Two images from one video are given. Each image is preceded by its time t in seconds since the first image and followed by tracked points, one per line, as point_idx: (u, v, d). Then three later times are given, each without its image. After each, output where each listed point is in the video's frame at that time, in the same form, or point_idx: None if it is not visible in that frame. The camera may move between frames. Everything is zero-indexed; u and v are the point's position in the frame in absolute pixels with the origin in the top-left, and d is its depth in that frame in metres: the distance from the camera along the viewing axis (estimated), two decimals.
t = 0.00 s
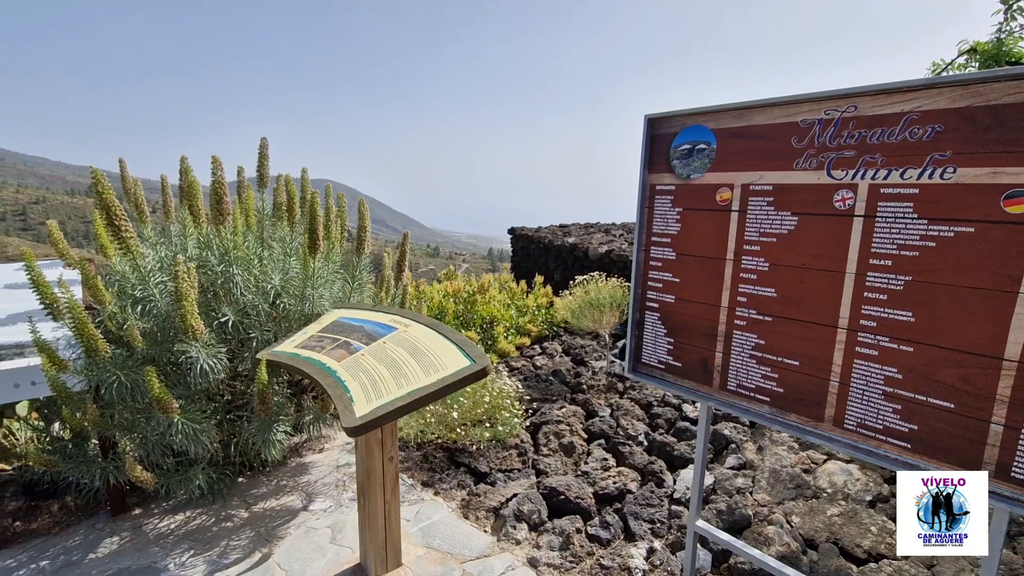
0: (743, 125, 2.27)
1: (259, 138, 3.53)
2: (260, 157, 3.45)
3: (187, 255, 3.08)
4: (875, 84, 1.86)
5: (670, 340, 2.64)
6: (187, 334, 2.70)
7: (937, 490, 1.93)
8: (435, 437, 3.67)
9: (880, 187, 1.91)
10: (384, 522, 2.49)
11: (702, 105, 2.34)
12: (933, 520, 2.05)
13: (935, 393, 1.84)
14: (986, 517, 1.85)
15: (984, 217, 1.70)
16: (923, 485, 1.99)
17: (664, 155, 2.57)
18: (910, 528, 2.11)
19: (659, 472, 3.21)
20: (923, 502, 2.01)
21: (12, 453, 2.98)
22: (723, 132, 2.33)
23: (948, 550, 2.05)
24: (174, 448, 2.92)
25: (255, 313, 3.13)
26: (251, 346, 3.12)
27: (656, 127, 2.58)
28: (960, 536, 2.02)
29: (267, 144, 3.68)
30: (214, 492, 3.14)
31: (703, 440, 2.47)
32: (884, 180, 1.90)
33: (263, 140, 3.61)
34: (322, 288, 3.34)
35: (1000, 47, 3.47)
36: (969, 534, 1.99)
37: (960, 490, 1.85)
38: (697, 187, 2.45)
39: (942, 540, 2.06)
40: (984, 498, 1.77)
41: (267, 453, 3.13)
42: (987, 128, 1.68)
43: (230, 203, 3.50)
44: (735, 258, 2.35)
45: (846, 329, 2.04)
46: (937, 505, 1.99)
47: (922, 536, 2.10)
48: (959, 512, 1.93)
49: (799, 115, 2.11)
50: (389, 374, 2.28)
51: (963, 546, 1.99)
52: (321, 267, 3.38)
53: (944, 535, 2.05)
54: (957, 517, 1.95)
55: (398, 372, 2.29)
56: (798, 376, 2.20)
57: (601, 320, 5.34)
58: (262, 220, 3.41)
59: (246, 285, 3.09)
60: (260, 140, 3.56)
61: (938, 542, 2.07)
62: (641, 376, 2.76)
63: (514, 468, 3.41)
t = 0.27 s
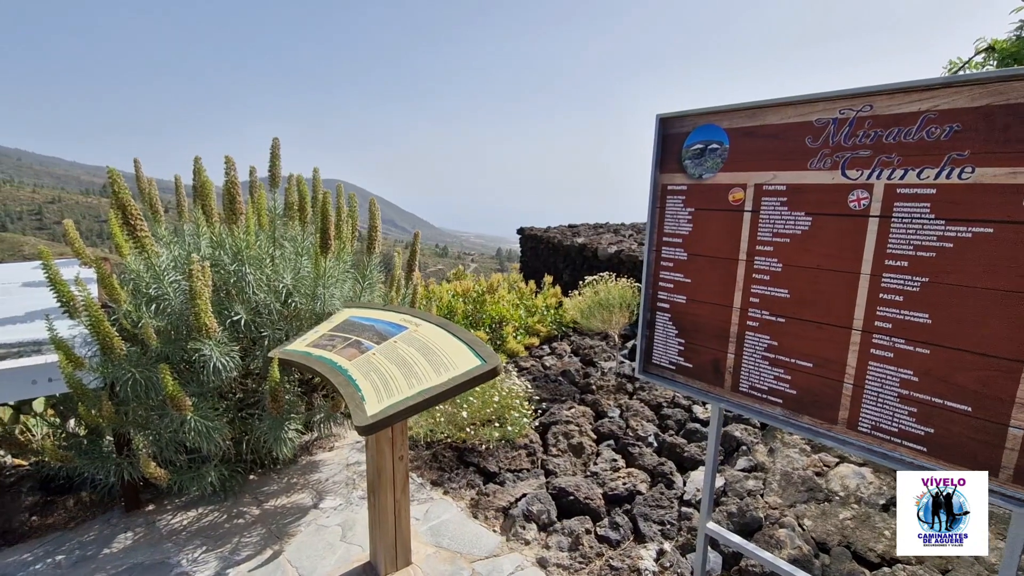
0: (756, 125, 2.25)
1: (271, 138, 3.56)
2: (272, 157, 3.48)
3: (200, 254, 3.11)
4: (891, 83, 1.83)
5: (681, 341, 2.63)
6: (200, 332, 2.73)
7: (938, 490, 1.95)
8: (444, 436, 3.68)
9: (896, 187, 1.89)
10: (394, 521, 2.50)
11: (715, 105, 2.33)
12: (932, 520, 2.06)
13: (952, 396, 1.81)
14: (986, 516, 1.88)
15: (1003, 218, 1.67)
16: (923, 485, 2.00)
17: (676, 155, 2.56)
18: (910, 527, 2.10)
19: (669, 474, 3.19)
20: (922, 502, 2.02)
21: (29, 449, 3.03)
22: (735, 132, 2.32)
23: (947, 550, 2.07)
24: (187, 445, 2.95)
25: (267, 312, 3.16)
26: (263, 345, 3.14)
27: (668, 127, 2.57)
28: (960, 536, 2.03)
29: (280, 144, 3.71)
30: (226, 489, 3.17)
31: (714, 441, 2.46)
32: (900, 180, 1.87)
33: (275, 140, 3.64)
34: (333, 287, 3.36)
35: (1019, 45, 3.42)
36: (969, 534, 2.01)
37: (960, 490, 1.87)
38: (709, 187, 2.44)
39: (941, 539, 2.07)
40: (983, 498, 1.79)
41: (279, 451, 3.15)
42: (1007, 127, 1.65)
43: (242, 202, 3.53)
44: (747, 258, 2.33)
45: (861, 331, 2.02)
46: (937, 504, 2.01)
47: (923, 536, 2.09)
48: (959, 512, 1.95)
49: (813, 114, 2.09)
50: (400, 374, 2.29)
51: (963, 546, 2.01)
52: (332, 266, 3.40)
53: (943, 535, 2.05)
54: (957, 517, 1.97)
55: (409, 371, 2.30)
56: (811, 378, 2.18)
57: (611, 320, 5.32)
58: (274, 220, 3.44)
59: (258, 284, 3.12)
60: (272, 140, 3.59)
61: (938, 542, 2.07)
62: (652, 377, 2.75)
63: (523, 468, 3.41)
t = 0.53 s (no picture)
0: (767, 124, 2.23)
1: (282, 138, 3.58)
2: (282, 157, 3.51)
3: (211, 254, 3.14)
4: (905, 82, 1.81)
5: (690, 342, 2.62)
6: (211, 331, 2.75)
7: (937, 489, 1.97)
8: (452, 435, 3.69)
9: (910, 187, 1.86)
10: (402, 520, 2.50)
11: (725, 105, 2.32)
12: (932, 520, 2.06)
13: (967, 398, 1.79)
14: (986, 515, 1.90)
15: (1020, 218, 1.64)
16: (923, 485, 2.01)
17: (686, 155, 2.55)
18: (910, 527, 2.10)
19: (678, 475, 3.18)
20: (922, 502, 2.03)
21: (43, 445, 3.07)
22: (747, 131, 2.30)
23: (947, 550, 2.07)
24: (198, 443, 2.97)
25: (277, 311, 3.18)
26: (273, 343, 3.17)
27: (678, 127, 2.56)
28: (960, 536, 2.04)
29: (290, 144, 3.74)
30: (236, 486, 3.19)
31: (724, 442, 2.44)
32: (915, 180, 1.85)
33: (285, 140, 3.67)
34: (342, 287, 3.37)
35: None
36: (969, 534, 2.02)
37: (960, 490, 1.89)
38: (720, 187, 2.43)
39: (941, 539, 2.07)
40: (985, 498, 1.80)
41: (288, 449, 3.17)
42: None
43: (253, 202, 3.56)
44: (758, 258, 2.32)
45: (874, 332, 2.00)
46: (937, 504, 2.02)
47: (923, 536, 2.10)
48: (959, 512, 1.97)
49: (825, 114, 2.07)
50: (409, 373, 2.30)
51: (962, 546, 2.02)
52: (341, 266, 3.42)
53: (943, 535, 2.06)
54: (957, 517, 1.98)
55: (418, 370, 2.31)
56: (823, 379, 2.16)
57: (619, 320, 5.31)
58: (284, 219, 3.46)
59: (268, 283, 3.14)
60: (282, 140, 3.61)
61: (937, 542, 2.08)
62: (661, 377, 2.74)
63: (531, 467, 3.41)
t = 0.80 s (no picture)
0: (778, 123, 2.22)
1: (291, 138, 3.60)
2: (292, 156, 3.52)
3: (222, 253, 3.17)
4: (919, 81, 1.79)
5: (699, 342, 2.61)
6: (221, 329, 2.77)
7: (938, 489, 1.99)
8: (459, 435, 3.69)
9: (923, 187, 1.84)
10: (410, 518, 2.51)
11: (736, 104, 2.30)
12: (932, 520, 2.07)
13: (981, 400, 1.77)
14: (985, 515, 1.93)
15: None
16: (922, 485, 2.04)
17: (696, 154, 2.54)
18: (910, 527, 2.11)
19: (686, 476, 3.17)
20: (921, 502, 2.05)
21: (56, 442, 3.11)
22: (757, 131, 2.29)
23: (946, 550, 2.08)
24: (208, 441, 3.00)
25: (287, 310, 3.20)
26: (283, 342, 3.19)
27: (688, 126, 2.55)
28: (960, 536, 2.05)
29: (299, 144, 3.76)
30: (246, 484, 3.22)
31: (733, 443, 2.43)
32: (928, 180, 1.83)
33: (295, 139, 3.68)
34: (351, 286, 3.39)
35: None
36: (968, 534, 2.03)
37: (960, 490, 1.91)
38: (730, 186, 2.41)
39: (941, 539, 2.09)
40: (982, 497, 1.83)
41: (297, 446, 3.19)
42: None
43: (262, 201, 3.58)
44: (768, 258, 2.30)
45: (886, 333, 1.98)
46: (937, 504, 2.04)
47: (923, 536, 2.11)
48: (959, 512, 1.99)
49: (837, 113, 2.05)
50: (418, 372, 2.30)
51: (962, 546, 2.04)
52: (350, 265, 3.43)
53: (943, 535, 2.08)
54: (956, 517, 2.00)
55: (427, 370, 2.31)
56: (834, 380, 2.14)
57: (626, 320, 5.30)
58: (294, 219, 3.49)
59: (278, 282, 3.16)
60: (292, 140, 3.63)
61: (937, 542, 2.09)
62: (670, 377, 2.73)
63: (538, 467, 3.41)
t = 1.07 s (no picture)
0: (789, 123, 2.20)
1: (300, 138, 3.63)
2: (301, 156, 3.54)
3: (231, 252, 3.19)
4: (932, 80, 1.77)
5: (708, 342, 2.60)
6: (231, 328, 2.79)
7: (938, 490, 1.98)
8: (466, 434, 3.70)
9: (937, 186, 1.82)
10: (417, 517, 2.52)
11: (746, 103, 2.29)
12: (932, 520, 2.07)
13: (995, 403, 1.75)
14: (986, 516, 1.93)
15: None
16: (922, 485, 2.04)
17: (705, 154, 2.53)
18: (910, 527, 2.12)
19: (693, 477, 3.15)
20: (921, 502, 2.06)
21: (68, 438, 3.15)
22: (767, 130, 2.28)
23: (947, 550, 2.08)
24: (217, 438, 3.02)
25: (295, 309, 3.22)
26: (291, 340, 3.21)
27: (697, 126, 2.54)
28: (960, 537, 2.05)
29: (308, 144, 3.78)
30: (254, 481, 3.24)
31: (741, 444, 2.42)
32: (941, 179, 1.81)
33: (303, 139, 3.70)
34: (359, 285, 3.40)
35: None
36: (969, 534, 2.03)
37: (959, 491, 1.91)
38: (739, 186, 2.40)
39: (942, 539, 2.09)
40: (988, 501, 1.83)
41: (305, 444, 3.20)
42: None
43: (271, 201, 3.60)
44: (778, 259, 2.29)
45: (897, 334, 1.96)
46: (937, 504, 2.04)
47: (923, 536, 2.11)
48: (959, 512, 1.99)
49: (849, 112, 2.03)
50: (426, 371, 2.31)
51: (963, 546, 2.04)
52: (358, 264, 3.45)
53: (944, 535, 2.08)
54: (957, 517, 2.00)
55: (435, 369, 2.32)
56: (845, 382, 2.12)
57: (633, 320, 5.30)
58: (303, 218, 3.51)
59: (287, 281, 3.18)
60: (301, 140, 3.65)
61: (938, 542, 2.09)
62: (678, 378, 2.73)
63: (545, 467, 3.41)
